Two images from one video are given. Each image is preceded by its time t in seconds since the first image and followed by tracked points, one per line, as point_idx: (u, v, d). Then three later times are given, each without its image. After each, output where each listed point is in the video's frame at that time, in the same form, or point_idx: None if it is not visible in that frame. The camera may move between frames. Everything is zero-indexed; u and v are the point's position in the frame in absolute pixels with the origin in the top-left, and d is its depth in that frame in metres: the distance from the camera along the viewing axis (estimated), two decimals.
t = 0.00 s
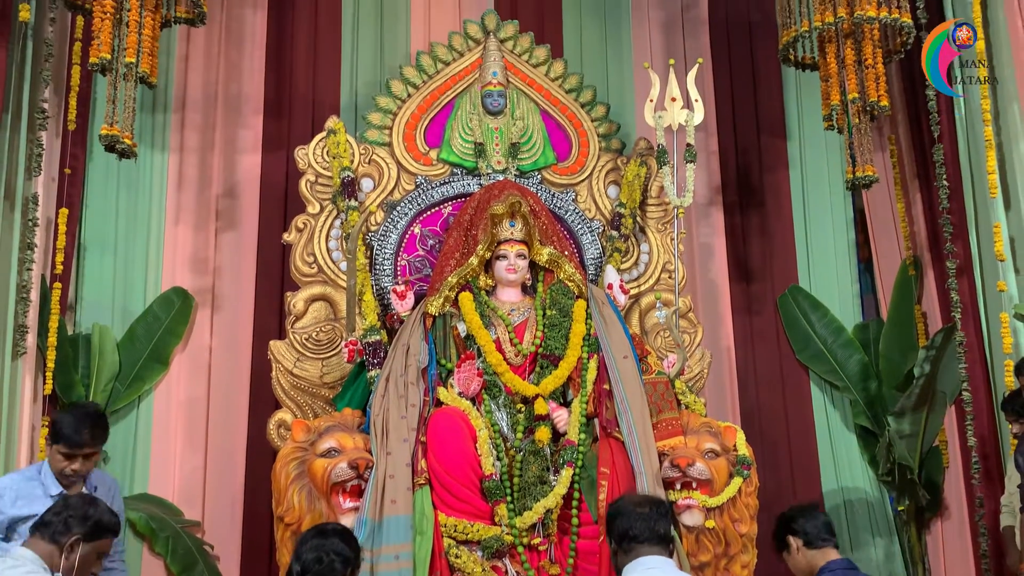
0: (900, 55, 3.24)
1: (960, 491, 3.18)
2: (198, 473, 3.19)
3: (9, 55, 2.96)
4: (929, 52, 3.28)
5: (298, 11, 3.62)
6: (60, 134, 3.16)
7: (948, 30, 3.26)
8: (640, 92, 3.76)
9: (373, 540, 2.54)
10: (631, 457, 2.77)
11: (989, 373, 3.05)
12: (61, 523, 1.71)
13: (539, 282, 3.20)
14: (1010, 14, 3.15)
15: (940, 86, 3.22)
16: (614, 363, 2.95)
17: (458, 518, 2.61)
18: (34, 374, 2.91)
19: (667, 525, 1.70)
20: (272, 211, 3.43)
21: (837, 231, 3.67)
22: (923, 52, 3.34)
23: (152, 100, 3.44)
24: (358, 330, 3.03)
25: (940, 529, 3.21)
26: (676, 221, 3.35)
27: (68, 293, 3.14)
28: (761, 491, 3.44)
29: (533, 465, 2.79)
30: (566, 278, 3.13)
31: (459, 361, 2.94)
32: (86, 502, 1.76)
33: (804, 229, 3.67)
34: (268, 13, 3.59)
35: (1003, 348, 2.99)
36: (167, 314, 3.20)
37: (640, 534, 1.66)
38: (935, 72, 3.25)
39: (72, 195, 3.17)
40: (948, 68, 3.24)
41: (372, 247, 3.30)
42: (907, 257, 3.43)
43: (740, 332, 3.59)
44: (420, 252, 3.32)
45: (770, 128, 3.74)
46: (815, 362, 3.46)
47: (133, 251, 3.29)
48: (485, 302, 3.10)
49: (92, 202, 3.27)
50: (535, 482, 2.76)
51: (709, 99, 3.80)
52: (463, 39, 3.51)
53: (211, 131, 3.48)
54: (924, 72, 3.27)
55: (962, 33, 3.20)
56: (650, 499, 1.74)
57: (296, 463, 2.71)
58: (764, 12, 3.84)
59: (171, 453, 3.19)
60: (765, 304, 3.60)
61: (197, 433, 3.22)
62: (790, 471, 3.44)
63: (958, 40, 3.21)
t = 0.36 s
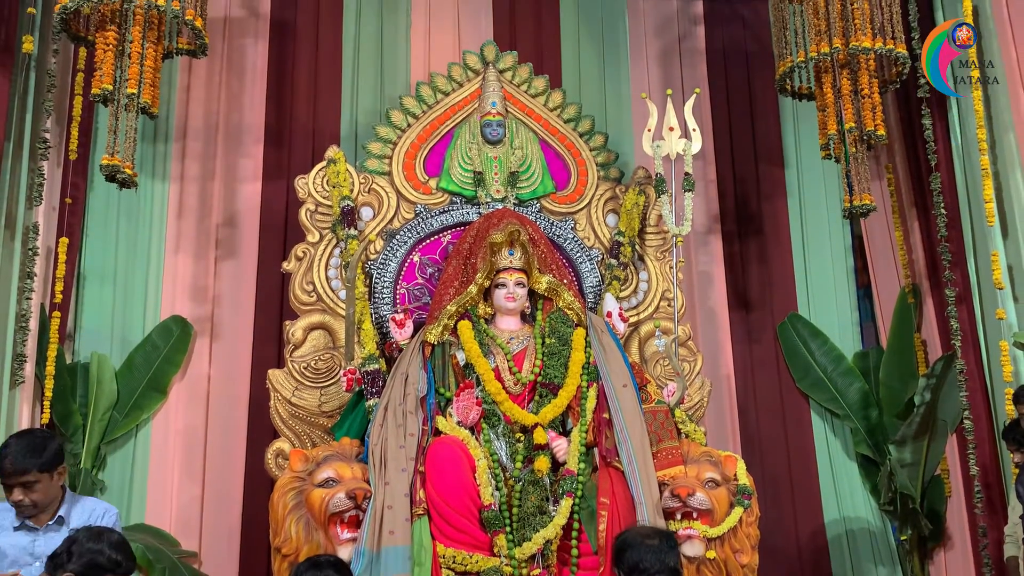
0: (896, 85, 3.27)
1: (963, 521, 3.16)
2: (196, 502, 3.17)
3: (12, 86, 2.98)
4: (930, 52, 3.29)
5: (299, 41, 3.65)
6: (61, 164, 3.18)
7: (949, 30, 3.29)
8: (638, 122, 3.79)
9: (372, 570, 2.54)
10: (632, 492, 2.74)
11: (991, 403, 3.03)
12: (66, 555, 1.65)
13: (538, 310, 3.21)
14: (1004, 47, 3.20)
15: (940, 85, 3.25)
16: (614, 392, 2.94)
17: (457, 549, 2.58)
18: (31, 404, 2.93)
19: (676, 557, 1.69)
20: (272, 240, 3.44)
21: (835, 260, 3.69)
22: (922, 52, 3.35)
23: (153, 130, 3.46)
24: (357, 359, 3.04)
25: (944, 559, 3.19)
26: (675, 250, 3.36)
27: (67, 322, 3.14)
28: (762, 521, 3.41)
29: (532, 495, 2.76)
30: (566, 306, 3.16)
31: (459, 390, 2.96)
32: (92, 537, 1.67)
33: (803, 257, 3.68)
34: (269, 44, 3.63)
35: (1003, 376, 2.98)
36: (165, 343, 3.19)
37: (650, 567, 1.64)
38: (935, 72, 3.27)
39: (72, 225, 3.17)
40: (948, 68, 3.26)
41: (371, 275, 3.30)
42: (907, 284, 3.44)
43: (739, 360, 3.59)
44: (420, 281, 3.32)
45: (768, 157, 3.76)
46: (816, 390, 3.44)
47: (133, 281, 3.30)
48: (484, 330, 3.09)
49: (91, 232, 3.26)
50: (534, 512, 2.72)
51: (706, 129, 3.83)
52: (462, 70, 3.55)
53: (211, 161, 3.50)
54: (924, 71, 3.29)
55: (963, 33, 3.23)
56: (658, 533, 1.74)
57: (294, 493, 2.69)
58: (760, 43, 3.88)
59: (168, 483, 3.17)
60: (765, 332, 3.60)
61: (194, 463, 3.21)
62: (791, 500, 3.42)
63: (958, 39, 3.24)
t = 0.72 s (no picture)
0: (897, 99, 3.27)
1: (966, 536, 3.14)
2: (195, 516, 3.16)
3: (15, 99, 2.99)
4: (930, 52, 3.32)
5: (302, 55, 3.67)
6: (63, 177, 3.20)
7: (949, 30, 3.31)
8: (639, 136, 3.80)
9: None
10: (633, 504, 2.72)
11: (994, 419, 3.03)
12: None
13: (539, 323, 3.20)
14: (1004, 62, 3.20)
15: (940, 85, 3.28)
16: (615, 406, 2.93)
17: (457, 564, 2.57)
18: (32, 416, 2.91)
19: None
20: (274, 254, 3.45)
21: (837, 273, 3.70)
22: (922, 50, 3.38)
23: (155, 144, 3.47)
24: (358, 371, 3.04)
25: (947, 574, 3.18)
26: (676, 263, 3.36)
27: (68, 335, 3.15)
28: (766, 536, 3.37)
29: (533, 509, 2.74)
30: (567, 320, 3.15)
31: (459, 404, 2.94)
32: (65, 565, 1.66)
33: (804, 270, 3.70)
34: (271, 57, 3.64)
35: (1006, 391, 2.98)
36: (166, 355, 3.19)
37: None
38: (935, 71, 3.30)
39: (74, 237, 3.18)
40: (948, 68, 3.29)
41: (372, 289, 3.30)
42: (908, 298, 3.44)
43: (740, 373, 3.57)
44: (420, 294, 3.31)
45: (768, 170, 3.80)
46: (817, 404, 3.44)
47: (134, 294, 3.30)
48: (485, 343, 3.09)
49: (94, 244, 3.29)
50: (535, 526, 2.70)
51: (708, 142, 3.82)
52: (464, 83, 3.56)
53: (214, 173, 3.50)
54: (925, 71, 3.32)
55: (963, 33, 3.26)
56: (636, 554, 1.68)
57: (294, 507, 2.68)
58: (761, 57, 3.94)
59: (168, 497, 3.15)
60: (766, 345, 3.60)
61: (195, 476, 3.19)
62: (793, 514, 3.41)
63: (958, 39, 3.27)
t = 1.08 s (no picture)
0: (899, 104, 3.27)
1: (969, 542, 3.13)
2: (197, 522, 3.15)
3: (18, 104, 2.99)
4: (930, 51, 3.32)
5: (304, 61, 3.68)
6: (66, 183, 3.20)
7: (949, 30, 3.32)
8: (640, 141, 3.80)
9: None
10: (635, 509, 2.72)
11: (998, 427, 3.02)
12: None
13: (541, 329, 3.21)
14: (1006, 67, 3.17)
15: (940, 85, 3.28)
16: (618, 411, 2.93)
17: (459, 569, 2.55)
18: (34, 422, 2.91)
19: None
20: (276, 259, 3.45)
21: (839, 278, 3.70)
22: (922, 50, 3.38)
23: (157, 149, 3.47)
24: (360, 376, 3.05)
25: None
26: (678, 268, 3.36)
27: (70, 340, 3.15)
28: (768, 541, 3.37)
29: (535, 515, 2.73)
30: (568, 325, 3.16)
31: (461, 410, 2.90)
32: None
33: (806, 276, 3.70)
34: (273, 63, 3.65)
35: (1010, 395, 2.96)
36: (168, 361, 3.19)
37: None
38: (936, 71, 3.30)
39: (77, 244, 3.21)
40: (948, 67, 3.30)
41: (374, 294, 3.29)
42: (911, 303, 3.42)
43: (743, 379, 3.57)
44: (422, 300, 3.32)
45: (770, 175, 3.80)
46: (819, 410, 3.44)
47: (136, 299, 3.30)
48: (487, 348, 3.09)
49: (96, 249, 3.30)
50: (537, 532, 2.70)
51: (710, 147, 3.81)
52: (466, 89, 3.57)
53: (216, 179, 3.50)
54: (925, 71, 3.32)
55: (963, 33, 3.26)
56: (612, 565, 1.72)
57: (296, 513, 2.67)
58: (763, 63, 3.95)
59: (169, 503, 3.15)
60: (769, 351, 3.60)
61: (196, 481, 3.19)
62: (796, 520, 3.40)
63: (958, 39, 3.27)
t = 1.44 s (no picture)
0: (901, 105, 3.27)
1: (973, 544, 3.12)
2: (199, 525, 3.14)
3: (19, 108, 3.00)
4: (930, 52, 3.32)
5: (305, 64, 3.68)
6: (68, 186, 3.21)
7: (949, 30, 3.31)
8: (642, 143, 3.79)
9: None
10: (637, 512, 2.71)
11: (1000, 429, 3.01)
12: None
13: (543, 331, 3.20)
14: (1008, 68, 3.14)
15: (939, 85, 3.27)
16: (620, 413, 2.92)
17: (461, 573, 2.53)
18: (36, 424, 2.91)
19: None
20: (278, 262, 3.45)
21: (842, 279, 3.70)
22: (922, 52, 3.39)
23: (159, 152, 3.48)
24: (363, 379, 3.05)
25: None
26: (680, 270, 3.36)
27: (72, 343, 3.16)
28: (770, 543, 3.37)
29: (538, 518, 2.72)
30: (571, 327, 3.15)
31: (464, 411, 2.90)
32: None
33: (808, 278, 3.69)
34: (274, 65, 3.65)
35: (1013, 397, 2.95)
36: (170, 364, 3.19)
37: None
38: (935, 71, 3.29)
39: (78, 247, 3.20)
40: (948, 67, 3.28)
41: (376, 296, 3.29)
42: (913, 304, 3.42)
43: (746, 380, 3.56)
44: (424, 302, 3.32)
45: (772, 177, 3.79)
46: (821, 411, 3.45)
47: (138, 302, 3.30)
48: (489, 350, 3.08)
49: (98, 252, 3.31)
50: (539, 535, 2.68)
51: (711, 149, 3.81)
52: (467, 91, 3.56)
53: (217, 181, 3.50)
54: (924, 71, 3.31)
55: (962, 33, 3.25)
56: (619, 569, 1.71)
57: (298, 516, 2.68)
58: (765, 64, 3.95)
59: (171, 505, 3.14)
60: (771, 352, 3.59)
61: (198, 484, 3.18)
62: (798, 521, 3.39)
63: (958, 39, 3.26)
